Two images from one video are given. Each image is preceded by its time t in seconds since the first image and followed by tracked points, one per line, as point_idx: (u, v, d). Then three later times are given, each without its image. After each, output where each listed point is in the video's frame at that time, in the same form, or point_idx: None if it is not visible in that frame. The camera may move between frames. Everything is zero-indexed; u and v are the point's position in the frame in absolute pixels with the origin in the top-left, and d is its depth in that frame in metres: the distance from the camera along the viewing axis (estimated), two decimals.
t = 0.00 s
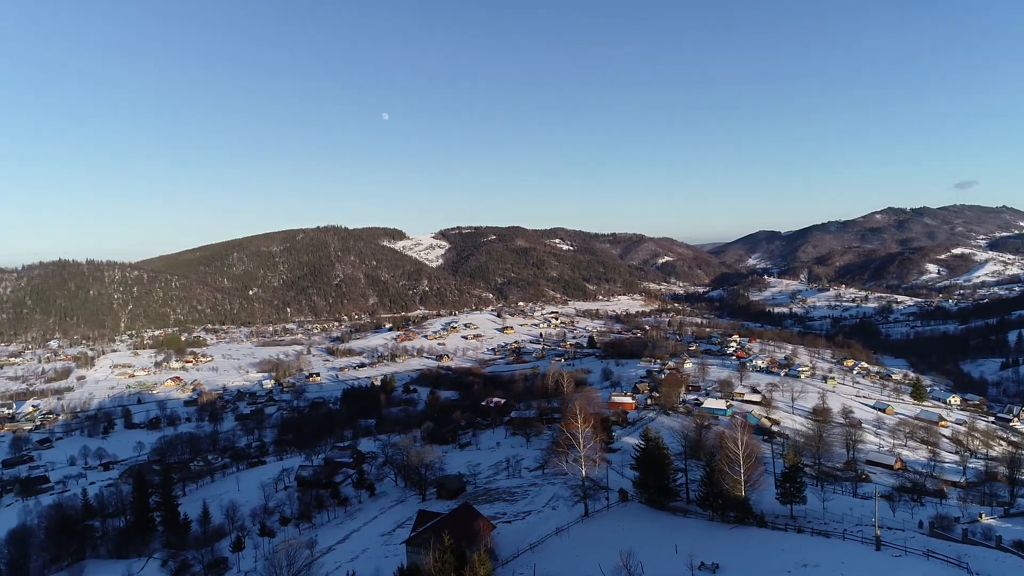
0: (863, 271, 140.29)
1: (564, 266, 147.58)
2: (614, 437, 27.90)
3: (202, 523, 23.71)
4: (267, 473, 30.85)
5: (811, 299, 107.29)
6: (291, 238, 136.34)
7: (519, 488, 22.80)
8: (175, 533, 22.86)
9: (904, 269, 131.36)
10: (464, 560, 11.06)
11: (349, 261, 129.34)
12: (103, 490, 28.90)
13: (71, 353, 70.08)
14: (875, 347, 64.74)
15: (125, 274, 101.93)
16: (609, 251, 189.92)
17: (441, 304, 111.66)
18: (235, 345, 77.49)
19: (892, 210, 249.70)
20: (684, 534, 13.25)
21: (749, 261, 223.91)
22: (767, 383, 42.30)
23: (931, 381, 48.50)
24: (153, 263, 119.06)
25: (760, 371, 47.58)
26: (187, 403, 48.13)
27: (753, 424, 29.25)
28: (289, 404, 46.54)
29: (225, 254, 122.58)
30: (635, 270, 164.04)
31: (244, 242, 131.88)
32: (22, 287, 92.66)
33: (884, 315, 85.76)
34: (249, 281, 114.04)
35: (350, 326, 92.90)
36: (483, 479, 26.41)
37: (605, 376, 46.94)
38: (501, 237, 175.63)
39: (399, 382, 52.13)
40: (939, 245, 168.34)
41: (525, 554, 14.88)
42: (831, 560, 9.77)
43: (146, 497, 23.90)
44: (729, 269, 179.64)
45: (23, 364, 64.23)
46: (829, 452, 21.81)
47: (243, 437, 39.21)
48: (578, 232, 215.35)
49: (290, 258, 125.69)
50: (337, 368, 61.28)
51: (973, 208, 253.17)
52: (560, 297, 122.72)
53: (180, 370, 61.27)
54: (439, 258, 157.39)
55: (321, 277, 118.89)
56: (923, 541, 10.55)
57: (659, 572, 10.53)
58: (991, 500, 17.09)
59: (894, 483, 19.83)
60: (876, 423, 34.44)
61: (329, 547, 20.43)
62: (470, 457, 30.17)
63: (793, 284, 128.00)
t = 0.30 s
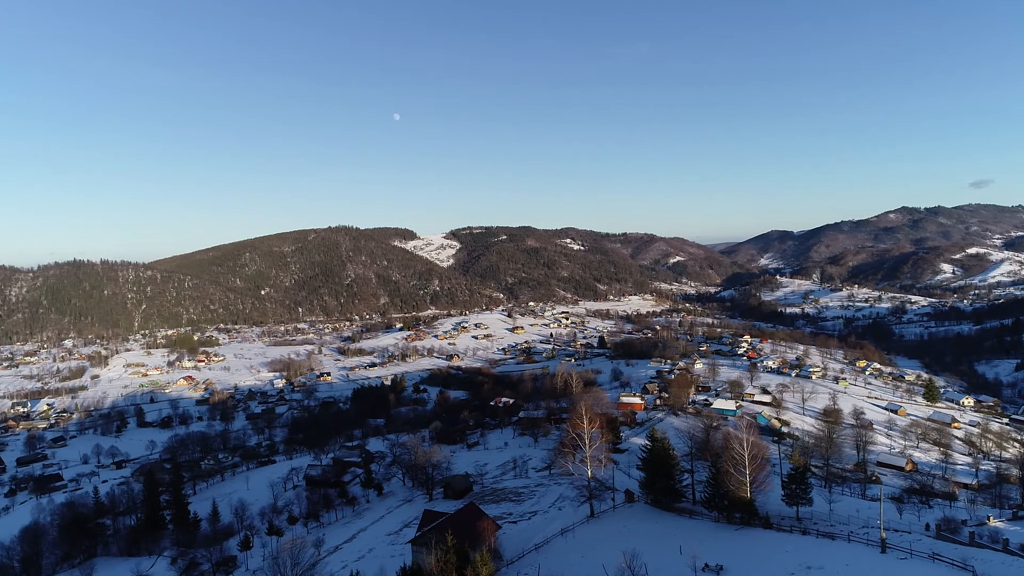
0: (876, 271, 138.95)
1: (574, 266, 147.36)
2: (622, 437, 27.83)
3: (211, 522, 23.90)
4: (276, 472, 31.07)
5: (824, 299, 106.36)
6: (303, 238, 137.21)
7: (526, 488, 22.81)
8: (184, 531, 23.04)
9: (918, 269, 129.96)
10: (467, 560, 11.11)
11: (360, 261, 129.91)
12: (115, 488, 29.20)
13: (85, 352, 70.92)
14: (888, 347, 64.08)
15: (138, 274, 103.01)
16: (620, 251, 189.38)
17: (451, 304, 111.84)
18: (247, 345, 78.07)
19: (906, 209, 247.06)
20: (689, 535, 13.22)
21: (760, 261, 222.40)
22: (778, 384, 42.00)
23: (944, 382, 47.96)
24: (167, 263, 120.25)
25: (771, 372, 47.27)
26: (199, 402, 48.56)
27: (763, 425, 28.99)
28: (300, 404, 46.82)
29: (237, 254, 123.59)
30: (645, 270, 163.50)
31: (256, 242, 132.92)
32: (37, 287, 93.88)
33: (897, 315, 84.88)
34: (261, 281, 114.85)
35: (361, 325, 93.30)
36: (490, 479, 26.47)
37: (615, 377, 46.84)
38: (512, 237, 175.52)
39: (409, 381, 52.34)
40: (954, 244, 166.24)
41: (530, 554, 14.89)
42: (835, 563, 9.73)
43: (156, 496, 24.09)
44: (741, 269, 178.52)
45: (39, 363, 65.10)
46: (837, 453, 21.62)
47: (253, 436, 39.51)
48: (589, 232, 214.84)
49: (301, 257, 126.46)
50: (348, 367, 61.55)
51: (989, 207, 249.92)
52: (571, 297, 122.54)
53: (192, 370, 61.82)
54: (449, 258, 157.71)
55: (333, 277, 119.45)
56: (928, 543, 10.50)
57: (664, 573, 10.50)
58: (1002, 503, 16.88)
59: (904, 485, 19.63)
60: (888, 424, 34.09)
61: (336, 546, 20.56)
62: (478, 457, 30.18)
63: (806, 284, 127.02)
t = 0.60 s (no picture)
0: (889, 271, 137.73)
1: (584, 266, 147.18)
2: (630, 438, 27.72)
3: (220, 520, 24.09)
4: (285, 471, 31.29)
5: (836, 300, 105.60)
6: (314, 239, 138.09)
7: (532, 488, 22.80)
8: (193, 530, 23.21)
9: (932, 269, 128.66)
10: (469, 560, 11.10)
11: (371, 261, 130.48)
12: (125, 487, 29.47)
13: (98, 352, 71.79)
14: (901, 348, 63.48)
15: (151, 274, 104.11)
16: (630, 251, 188.94)
17: (461, 305, 112.06)
18: (258, 344, 78.64)
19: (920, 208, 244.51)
20: (694, 536, 13.13)
21: (772, 261, 220.94)
22: (787, 385, 41.71)
23: (957, 383, 47.44)
24: (179, 264, 121.38)
25: (781, 373, 46.96)
26: (210, 401, 48.98)
27: (773, 426, 28.71)
28: (310, 404, 47.09)
29: (248, 255, 124.58)
30: (656, 270, 163.16)
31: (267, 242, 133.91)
32: (51, 286, 95.00)
33: (910, 316, 84.06)
34: (273, 281, 115.63)
35: (371, 325, 93.73)
36: (497, 479, 26.50)
37: (625, 377, 46.74)
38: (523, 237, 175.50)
39: (419, 381, 52.50)
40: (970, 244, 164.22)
41: (534, 554, 14.90)
42: (839, 564, 9.68)
43: (166, 495, 24.30)
44: (752, 269, 177.47)
45: (53, 362, 65.93)
46: (846, 455, 21.45)
47: (263, 436, 39.80)
48: (599, 233, 214.47)
49: (312, 258, 127.24)
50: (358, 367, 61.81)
51: (1005, 207, 246.70)
52: (581, 297, 122.37)
53: (204, 369, 62.40)
54: (459, 258, 158.04)
55: (344, 277, 120.08)
56: (935, 546, 10.38)
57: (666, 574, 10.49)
58: (1011, 506, 16.66)
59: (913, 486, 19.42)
60: (899, 425, 33.74)
61: (342, 545, 20.65)
62: (485, 458, 30.23)
63: (818, 284, 126.12)
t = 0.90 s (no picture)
0: (903, 271, 136.34)
1: (595, 266, 146.86)
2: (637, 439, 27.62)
3: (229, 519, 24.26)
4: (293, 471, 31.48)
5: (849, 300, 104.60)
6: (325, 239, 138.85)
7: (539, 488, 22.80)
8: (202, 529, 23.37)
9: (946, 269, 127.17)
10: (472, 560, 11.09)
11: (382, 261, 130.99)
12: (136, 485, 29.77)
13: (112, 351, 72.61)
14: (914, 349, 62.85)
15: (163, 274, 105.10)
16: (641, 251, 188.22)
17: (471, 305, 112.20)
18: (269, 344, 79.20)
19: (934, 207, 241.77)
20: (698, 537, 13.09)
21: (784, 261, 219.26)
22: (798, 385, 41.41)
23: (972, 383, 46.89)
24: (191, 264, 122.50)
25: (792, 373, 46.64)
26: (222, 400, 49.39)
27: (782, 427, 28.52)
28: (321, 403, 47.37)
29: (260, 255, 125.53)
30: (666, 270, 162.44)
31: (279, 242, 134.91)
32: (66, 286, 96.12)
33: (924, 316, 83.17)
34: (284, 281, 116.37)
35: (382, 325, 94.05)
36: (504, 478, 26.53)
37: (634, 377, 46.62)
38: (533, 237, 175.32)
39: (429, 381, 52.63)
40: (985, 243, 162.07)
41: (539, 554, 14.91)
42: (843, 567, 9.63)
43: (176, 494, 24.49)
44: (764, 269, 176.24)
45: (68, 361, 66.74)
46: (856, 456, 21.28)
47: (274, 435, 40.08)
48: (610, 232, 213.85)
49: (323, 258, 127.96)
50: (368, 367, 62.08)
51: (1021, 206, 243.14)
52: (591, 297, 122.13)
53: (216, 369, 62.89)
54: (468, 258, 158.22)
55: (355, 277, 120.60)
56: (940, 548, 10.33)
57: None
58: None
59: (924, 488, 19.22)
60: (910, 426, 33.38)
61: (349, 544, 20.74)
62: (492, 457, 30.26)
63: (830, 284, 125.06)
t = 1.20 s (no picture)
0: (916, 271, 134.94)
1: (605, 266, 146.46)
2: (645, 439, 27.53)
3: (238, 518, 24.46)
4: (302, 470, 31.68)
5: (861, 300, 103.64)
6: (336, 239, 139.58)
7: (545, 488, 22.82)
8: (212, 527, 23.57)
9: (960, 269, 125.69)
10: (475, 560, 11.13)
11: (392, 261, 131.49)
12: (147, 483, 30.09)
13: (125, 350, 73.41)
14: (927, 349, 62.20)
15: (176, 274, 106.06)
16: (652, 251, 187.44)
17: (481, 304, 112.33)
18: (280, 343, 79.75)
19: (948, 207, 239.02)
20: (703, 538, 13.06)
21: (797, 261, 217.58)
22: (809, 386, 41.10)
23: (986, 384, 46.33)
24: (204, 264, 123.60)
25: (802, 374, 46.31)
26: (233, 399, 49.80)
27: (792, 428, 28.32)
28: (331, 402, 47.62)
29: (272, 255, 126.42)
30: (677, 270, 161.78)
31: (291, 243, 135.83)
32: (80, 286, 97.27)
33: (938, 316, 82.26)
34: (295, 281, 117.14)
35: (393, 324, 94.37)
36: (511, 479, 26.57)
37: (644, 377, 46.46)
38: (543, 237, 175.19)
39: (439, 381, 52.75)
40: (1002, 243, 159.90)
41: (544, 554, 14.93)
42: (846, 569, 9.60)
43: (187, 492, 24.73)
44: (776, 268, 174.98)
45: (82, 361, 67.54)
46: (866, 458, 21.10)
47: (284, 434, 40.34)
48: (621, 232, 213.20)
49: (334, 257, 128.63)
50: (379, 366, 62.32)
51: None
52: (601, 297, 121.85)
53: (228, 368, 63.38)
54: (478, 258, 158.40)
55: (366, 277, 121.09)
56: (945, 550, 10.25)
57: None
58: None
59: (934, 489, 19.04)
60: (922, 428, 33.03)
61: (356, 543, 20.86)
62: (499, 457, 30.30)
63: (842, 284, 124.01)
